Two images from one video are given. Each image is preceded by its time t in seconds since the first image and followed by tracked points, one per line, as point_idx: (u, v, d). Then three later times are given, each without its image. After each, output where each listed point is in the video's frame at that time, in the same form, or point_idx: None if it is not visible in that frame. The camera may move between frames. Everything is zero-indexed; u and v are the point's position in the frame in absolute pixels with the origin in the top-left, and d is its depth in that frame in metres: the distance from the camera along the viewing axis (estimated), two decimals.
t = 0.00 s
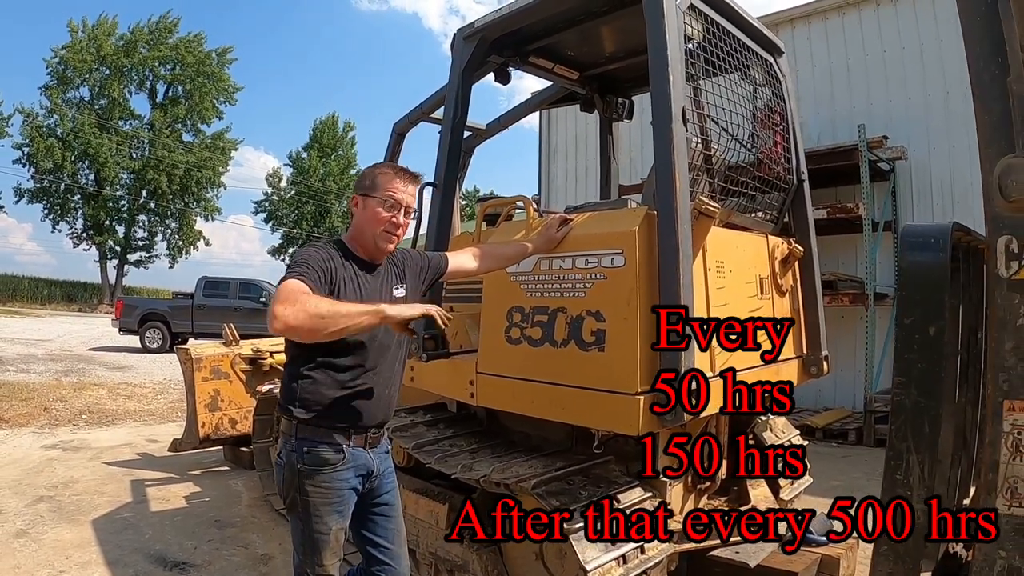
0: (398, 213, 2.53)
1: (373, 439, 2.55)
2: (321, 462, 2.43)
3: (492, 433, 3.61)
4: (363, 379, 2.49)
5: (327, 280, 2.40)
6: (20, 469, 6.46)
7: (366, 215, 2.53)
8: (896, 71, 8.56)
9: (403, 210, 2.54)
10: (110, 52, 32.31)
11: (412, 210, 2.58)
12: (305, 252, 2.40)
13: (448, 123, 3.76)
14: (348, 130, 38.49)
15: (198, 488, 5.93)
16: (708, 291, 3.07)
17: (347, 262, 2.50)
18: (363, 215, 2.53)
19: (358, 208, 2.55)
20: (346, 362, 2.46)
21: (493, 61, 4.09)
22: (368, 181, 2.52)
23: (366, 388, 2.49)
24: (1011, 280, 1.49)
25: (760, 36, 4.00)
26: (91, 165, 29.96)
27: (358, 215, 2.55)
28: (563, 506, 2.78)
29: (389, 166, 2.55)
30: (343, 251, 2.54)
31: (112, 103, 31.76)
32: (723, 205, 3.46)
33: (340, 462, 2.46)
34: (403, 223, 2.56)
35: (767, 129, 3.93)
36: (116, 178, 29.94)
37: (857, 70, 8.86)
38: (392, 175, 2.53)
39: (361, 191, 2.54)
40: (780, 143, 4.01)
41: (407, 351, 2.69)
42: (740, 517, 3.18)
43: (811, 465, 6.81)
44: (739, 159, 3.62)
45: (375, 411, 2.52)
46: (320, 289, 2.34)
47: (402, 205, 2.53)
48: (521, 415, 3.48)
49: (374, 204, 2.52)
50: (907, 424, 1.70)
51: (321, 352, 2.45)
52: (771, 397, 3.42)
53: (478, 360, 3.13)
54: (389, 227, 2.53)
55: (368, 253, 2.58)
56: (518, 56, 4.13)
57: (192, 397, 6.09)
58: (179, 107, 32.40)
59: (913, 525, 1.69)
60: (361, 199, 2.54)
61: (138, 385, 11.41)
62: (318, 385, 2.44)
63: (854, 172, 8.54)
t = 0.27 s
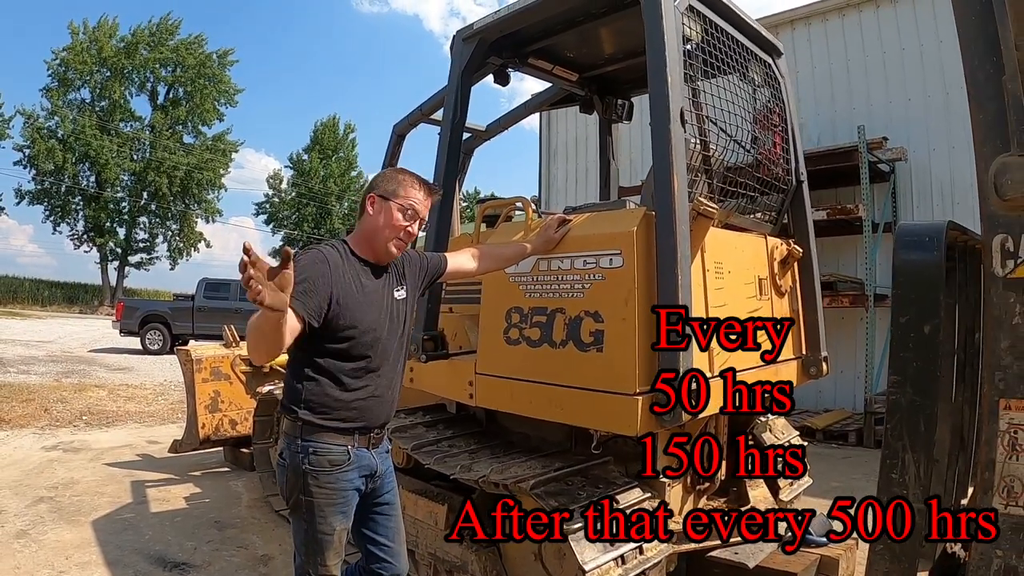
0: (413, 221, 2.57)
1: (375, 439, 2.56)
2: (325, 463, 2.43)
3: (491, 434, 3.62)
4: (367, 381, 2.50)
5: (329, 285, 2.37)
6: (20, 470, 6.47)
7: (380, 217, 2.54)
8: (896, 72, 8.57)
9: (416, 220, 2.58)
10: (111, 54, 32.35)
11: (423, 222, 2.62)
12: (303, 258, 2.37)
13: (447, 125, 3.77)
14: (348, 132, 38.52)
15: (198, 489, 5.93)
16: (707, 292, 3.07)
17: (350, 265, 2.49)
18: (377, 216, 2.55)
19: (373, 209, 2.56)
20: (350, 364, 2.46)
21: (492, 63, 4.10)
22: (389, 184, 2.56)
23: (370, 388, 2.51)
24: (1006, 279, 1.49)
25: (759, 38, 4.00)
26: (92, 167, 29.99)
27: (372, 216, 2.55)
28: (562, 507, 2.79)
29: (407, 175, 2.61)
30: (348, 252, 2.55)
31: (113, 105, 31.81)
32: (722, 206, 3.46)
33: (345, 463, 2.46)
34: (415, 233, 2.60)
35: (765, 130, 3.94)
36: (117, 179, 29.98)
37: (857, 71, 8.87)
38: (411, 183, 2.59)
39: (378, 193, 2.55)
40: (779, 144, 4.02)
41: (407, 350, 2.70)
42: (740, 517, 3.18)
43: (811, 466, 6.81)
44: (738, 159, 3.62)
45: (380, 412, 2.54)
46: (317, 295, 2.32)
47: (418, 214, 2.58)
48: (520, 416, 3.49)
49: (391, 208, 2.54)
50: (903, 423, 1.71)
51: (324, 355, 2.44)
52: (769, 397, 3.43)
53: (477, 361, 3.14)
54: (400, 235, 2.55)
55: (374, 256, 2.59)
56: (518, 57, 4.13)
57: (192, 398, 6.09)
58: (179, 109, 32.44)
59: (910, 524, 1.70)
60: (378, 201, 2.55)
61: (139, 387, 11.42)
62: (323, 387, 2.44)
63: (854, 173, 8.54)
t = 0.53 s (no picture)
0: (409, 221, 2.56)
1: (375, 440, 2.56)
2: (324, 464, 2.43)
3: (491, 435, 3.62)
4: (367, 380, 2.50)
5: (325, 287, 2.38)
6: (20, 471, 6.46)
7: (376, 218, 2.53)
8: (897, 73, 8.57)
9: (412, 218, 2.57)
10: (111, 54, 32.37)
11: (419, 219, 2.61)
12: (299, 260, 2.37)
13: (447, 126, 3.77)
14: (349, 133, 38.53)
15: (197, 490, 5.93)
16: (707, 293, 3.07)
17: (348, 266, 2.49)
18: (372, 218, 2.54)
19: (368, 210, 2.55)
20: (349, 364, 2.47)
21: (492, 64, 4.10)
22: (382, 183, 2.54)
23: (369, 388, 2.51)
24: (1006, 279, 1.49)
25: (759, 39, 4.00)
26: (93, 168, 29.99)
27: (367, 218, 2.55)
28: (562, 508, 2.80)
29: (401, 173, 2.58)
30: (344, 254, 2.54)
31: (113, 106, 31.83)
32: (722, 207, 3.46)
33: (344, 463, 2.46)
34: (412, 232, 2.59)
35: (766, 131, 3.93)
36: (117, 180, 30.00)
37: (858, 73, 8.87)
38: (405, 182, 2.57)
39: (372, 194, 2.54)
40: (780, 145, 4.02)
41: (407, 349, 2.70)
42: (740, 518, 3.18)
43: (812, 467, 6.81)
44: (738, 160, 3.62)
45: (380, 412, 2.54)
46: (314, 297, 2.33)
47: (414, 213, 2.56)
48: (519, 416, 3.48)
49: (386, 208, 2.53)
50: (903, 424, 1.71)
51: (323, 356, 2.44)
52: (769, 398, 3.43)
53: (476, 362, 3.14)
54: (397, 234, 2.54)
55: (372, 256, 2.58)
56: (518, 58, 4.13)
57: (192, 399, 6.09)
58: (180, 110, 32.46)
59: (910, 525, 1.69)
60: (372, 202, 2.53)
61: (139, 388, 11.42)
62: (322, 387, 2.43)
63: (854, 174, 8.54)
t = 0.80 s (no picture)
0: (397, 215, 2.54)
1: (374, 439, 2.55)
2: (322, 463, 2.42)
3: (492, 435, 3.61)
4: (365, 380, 2.50)
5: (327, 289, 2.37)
6: (21, 471, 6.46)
7: (366, 217, 2.54)
8: (899, 73, 8.55)
9: (402, 212, 2.56)
10: (113, 55, 32.38)
11: (411, 212, 2.60)
12: (300, 260, 2.37)
13: (448, 125, 3.76)
14: (350, 134, 38.55)
15: (198, 490, 5.92)
16: (709, 293, 3.06)
17: (348, 267, 2.49)
18: (363, 217, 2.55)
19: (359, 210, 2.57)
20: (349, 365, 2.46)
21: (493, 63, 4.09)
22: (369, 181, 2.54)
23: (368, 388, 2.50)
24: (1009, 277, 1.48)
25: (761, 38, 3.99)
26: (95, 168, 30.03)
27: (358, 218, 2.56)
28: (563, 508, 2.78)
29: (388, 168, 2.57)
30: (343, 255, 2.52)
31: (115, 107, 31.85)
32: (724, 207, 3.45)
33: (342, 463, 2.45)
34: (403, 225, 2.57)
35: (768, 130, 3.92)
36: (119, 181, 30.02)
37: (859, 73, 8.85)
38: (392, 176, 2.55)
39: (361, 193, 2.56)
40: (781, 145, 4.00)
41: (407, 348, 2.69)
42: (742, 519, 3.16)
43: (814, 468, 6.79)
44: (740, 160, 3.61)
45: (377, 412, 2.53)
46: (318, 300, 2.33)
47: (401, 206, 2.55)
48: (521, 416, 3.48)
49: (374, 206, 2.54)
50: (907, 423, 1.70)
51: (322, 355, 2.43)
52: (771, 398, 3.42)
53: (478, 362, 3.13)
54: (388, 231, 2.54)
55: (370, 255, 2.57)
56: (519, 58, 4.13)
57: (193, 399, 6.08)
58: (182, 110, 32.49)
59: (913, 525, 1.68)
60: (362, 202, 2.55)
61: (140, 388, 11.43)
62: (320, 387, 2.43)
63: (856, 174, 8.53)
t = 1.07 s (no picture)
0: (391, 209, 2.54)
1: (375, 437, 2.55)
2: (321, 460, 2.42)
3: (494, 433, 3.60)
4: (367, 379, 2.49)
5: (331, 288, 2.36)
6: (23, 470, 6.47)
7: (362, 214, 2.54)
8: (901, 73, 8.53)
9: (397, 206, 2.55)
10: (115, 55, 32.40)
11: (406, 205, 2.59)
12: (306, 257, 2.37)
13: (450, 124, 3.76)
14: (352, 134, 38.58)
15: (200, 489, 5.92)
16: (711, 290, 3.04)
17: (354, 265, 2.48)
18: (359, 215, 2.55)
19: (355, 209, 2.58)
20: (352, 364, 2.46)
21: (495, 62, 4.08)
22: (365, 179, 2.56)
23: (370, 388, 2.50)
24: (1014, 270, 1.47)
25: (764, 36, 3.98)
26: (97, 168, 30.07)
27: (355, 216, 2.57)
28: (564, 506, 2.78)
29: (382, 165, 2.58)
30: (343, 252, 2.51)
31: (117, 107, 31.89)
32: (726, 205, 3.44)
33: (342, 460, 2.45)
34: (399, 219, 2.57)
35: (771, 128, 3.91)
36: (121, 181, 30.04)
37: (862, 72, 8.83)
38: (384, 171, 2.56)
39: (357, 191, 2.57)
40: (784, 143, 3.99)
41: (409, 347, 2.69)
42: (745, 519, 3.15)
43: (816, 468, 6.78)
44: (742, 158, 3.59)
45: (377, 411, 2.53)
46: (324, 299, 2.32)
47: (394, 200, 2.54)
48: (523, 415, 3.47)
49: (369, 203, 2.54)
50: (911, 418, 1.69)
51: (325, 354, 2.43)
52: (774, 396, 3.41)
53: (480, 360, 3.13)
54: (385, 225, 2.53)
55: (369, 252, 2.57)
56: (521, 56, 4.12)
57: (194, 398, 6.08)
58: (184, 111, 32.51)
59: (916, 521, 1.68)
60: (358, 200, 2.56)
61: (142, 387, 11.44)
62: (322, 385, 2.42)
63: (858, 174, 8.51)
